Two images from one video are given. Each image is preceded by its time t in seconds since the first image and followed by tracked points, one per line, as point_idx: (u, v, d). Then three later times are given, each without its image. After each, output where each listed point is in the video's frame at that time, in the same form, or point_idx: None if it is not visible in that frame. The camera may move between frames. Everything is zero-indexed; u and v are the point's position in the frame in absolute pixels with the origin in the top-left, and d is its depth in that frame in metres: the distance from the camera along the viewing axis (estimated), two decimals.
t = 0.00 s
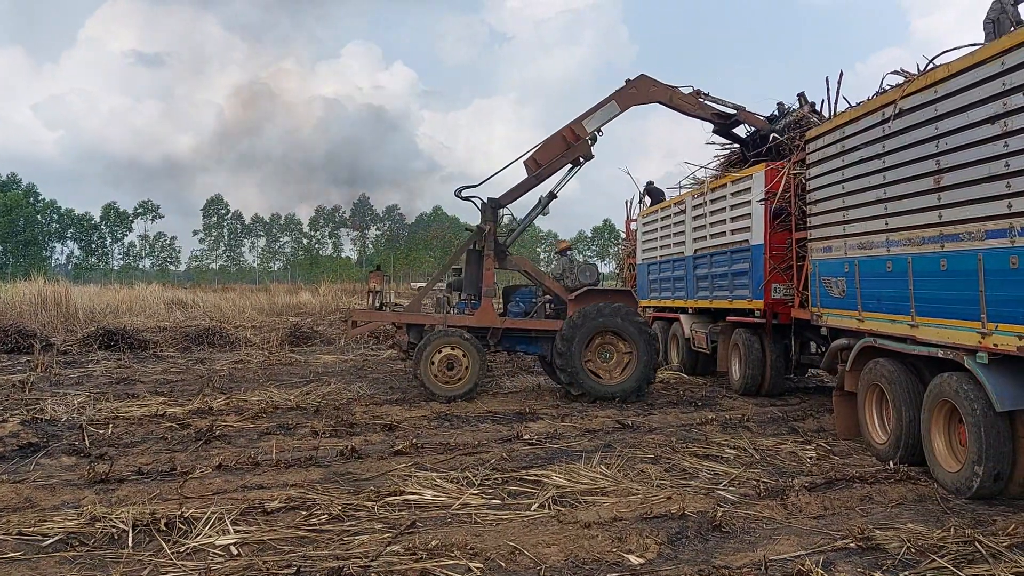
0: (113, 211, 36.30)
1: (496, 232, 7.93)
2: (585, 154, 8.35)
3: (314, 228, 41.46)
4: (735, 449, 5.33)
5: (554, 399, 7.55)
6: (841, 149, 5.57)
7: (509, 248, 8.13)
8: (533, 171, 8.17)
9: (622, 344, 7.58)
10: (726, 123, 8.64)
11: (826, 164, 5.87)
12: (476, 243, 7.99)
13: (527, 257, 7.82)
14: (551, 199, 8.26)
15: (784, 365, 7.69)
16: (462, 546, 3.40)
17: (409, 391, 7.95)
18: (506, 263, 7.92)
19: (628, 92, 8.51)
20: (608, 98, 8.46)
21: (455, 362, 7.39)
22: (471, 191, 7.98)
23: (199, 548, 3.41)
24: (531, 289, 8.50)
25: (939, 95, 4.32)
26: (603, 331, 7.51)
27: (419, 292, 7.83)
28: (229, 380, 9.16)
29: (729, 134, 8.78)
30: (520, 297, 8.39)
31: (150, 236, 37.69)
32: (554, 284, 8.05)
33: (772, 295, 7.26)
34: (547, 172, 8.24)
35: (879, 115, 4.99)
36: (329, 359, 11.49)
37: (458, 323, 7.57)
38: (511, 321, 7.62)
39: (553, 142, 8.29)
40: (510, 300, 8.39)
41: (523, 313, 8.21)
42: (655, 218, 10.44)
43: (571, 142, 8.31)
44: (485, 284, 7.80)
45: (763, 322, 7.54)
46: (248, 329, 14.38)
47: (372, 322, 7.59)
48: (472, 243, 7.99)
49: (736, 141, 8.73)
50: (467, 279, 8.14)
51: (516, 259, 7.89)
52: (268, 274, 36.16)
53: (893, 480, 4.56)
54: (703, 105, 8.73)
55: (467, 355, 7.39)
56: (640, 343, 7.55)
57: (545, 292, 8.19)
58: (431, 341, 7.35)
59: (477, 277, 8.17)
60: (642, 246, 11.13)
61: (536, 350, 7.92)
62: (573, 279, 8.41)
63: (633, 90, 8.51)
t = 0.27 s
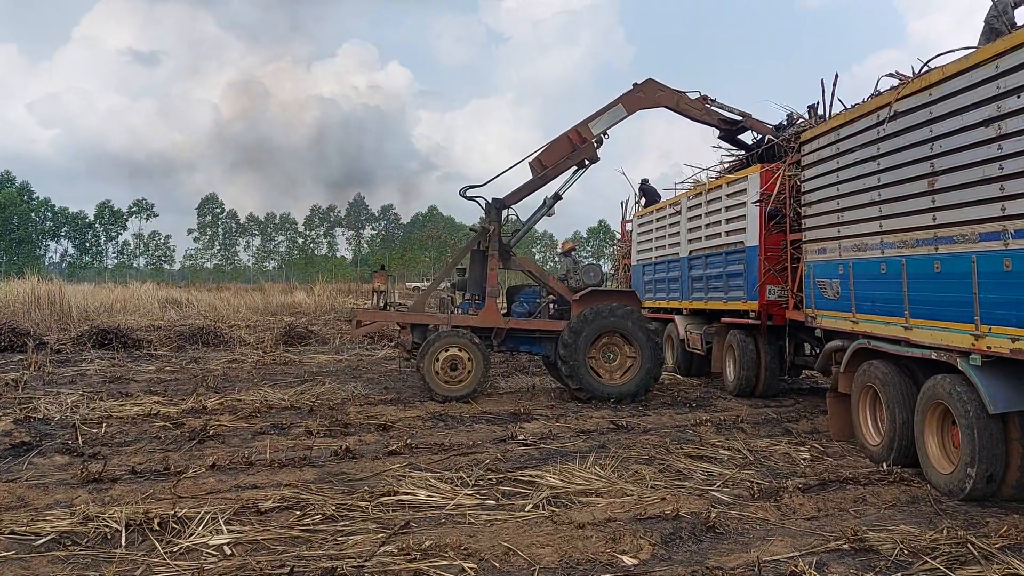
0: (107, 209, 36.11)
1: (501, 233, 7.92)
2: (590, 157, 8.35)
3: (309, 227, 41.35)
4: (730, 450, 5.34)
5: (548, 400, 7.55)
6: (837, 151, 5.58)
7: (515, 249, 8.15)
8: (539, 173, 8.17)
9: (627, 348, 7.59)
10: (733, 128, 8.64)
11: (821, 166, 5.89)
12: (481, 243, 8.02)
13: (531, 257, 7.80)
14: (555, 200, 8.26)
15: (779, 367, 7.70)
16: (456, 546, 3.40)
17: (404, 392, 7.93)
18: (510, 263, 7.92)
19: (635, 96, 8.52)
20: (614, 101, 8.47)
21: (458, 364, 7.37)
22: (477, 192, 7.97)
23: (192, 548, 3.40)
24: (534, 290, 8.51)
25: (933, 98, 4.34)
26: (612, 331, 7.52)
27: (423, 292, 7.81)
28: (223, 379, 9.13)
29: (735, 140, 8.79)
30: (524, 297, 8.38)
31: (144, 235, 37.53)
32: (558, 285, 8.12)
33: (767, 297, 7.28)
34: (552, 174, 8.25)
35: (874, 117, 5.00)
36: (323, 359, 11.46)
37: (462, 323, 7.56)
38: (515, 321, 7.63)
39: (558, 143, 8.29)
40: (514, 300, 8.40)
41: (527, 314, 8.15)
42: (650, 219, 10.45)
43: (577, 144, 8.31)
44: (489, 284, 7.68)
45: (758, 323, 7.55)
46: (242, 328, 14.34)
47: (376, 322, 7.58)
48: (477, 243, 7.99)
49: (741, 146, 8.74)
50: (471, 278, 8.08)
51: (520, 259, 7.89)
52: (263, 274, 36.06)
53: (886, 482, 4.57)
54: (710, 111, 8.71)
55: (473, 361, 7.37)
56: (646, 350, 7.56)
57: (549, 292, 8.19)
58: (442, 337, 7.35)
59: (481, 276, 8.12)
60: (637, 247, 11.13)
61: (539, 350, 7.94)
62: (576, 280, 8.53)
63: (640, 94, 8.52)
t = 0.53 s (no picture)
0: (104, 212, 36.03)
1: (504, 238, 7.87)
2: (591, 160, 8.35)
3: (307, 230, 41.31)
4: (726, 452, 5.34)
5: (545, 402, 7.54)
6: (832, 154, 5.60)
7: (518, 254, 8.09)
8: (541, 178, 8.18)
9: (636, 353, 7.62)
10: (733, 130, 8.65)
11: (817, 169, 5.90)
12: (484, 248, 7.92)
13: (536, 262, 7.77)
14: (558, 204, 8.25)
15: (775, 369, 7.71)
16: (452, 549, 3.39)
17: (400, 395, 7.92)
18: (515, 268, 7.87)
19: (634, 99, 8.54)
20: (614, 104, 8.48)
21: (467, 369, 7.35)
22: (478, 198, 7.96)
23: (187, 552, 3.38)
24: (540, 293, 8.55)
25: (928, 102, 4.35)
26: (626, 333, 7.58)
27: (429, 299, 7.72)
28: (220, 382, 9.10)
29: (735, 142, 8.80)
30: (529, 302, 8.43)
31: (141, 237, 37.45)
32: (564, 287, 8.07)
33: (763, 299, 7.29)
34: (554, 179, 8.26)
35: (869, 120, 5.02)
36: (321, 362, 11.44)
37: (469, 330, 7.52)
38: (522, 325, 7.59)
39: (559, 148, 8.30)
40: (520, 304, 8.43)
41: (533, 318, 8.20)
42: (647, 222, 10.47)
43: (578, 149, 8.32)
44: (495, 289, 7.65)
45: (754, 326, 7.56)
46: (239, 331, 14.32)
47: (383, 332, 7.47)
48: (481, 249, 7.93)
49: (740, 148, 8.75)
50: (476, 284, 8.01)
51: (525, 263, 7.85)
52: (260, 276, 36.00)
53: (882, 484, 4.58)
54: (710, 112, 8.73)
55: (483, 371, 7.35)
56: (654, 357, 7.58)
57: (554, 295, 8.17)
58: (462, 340, 7.36)
59: (486, 282, 8.04)
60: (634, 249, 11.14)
61: (547, 354, 7.91)
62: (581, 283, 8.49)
63: (639, 96, 8.53)
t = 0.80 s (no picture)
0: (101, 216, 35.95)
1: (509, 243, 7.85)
2: (595, 165, 8.36)
3: (304, 234, 41.28)
4: (723, 456, 5.34)
5: (543, 406, 7.53)
6: (828, 158, 5.62)
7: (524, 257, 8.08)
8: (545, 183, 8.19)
9: (645, 360, 7.65)
10: (735, 132, 8.67)
11: (813, 173, 5.92)
12: (490, 254, 7.91)
13: (542, 267, 7.73)
14: (563, 209, 8.26)
15: (772, 373, 7.72)
16: (448, 554, 3.38)
17: (397, 399, 7.90)
18: (520, 273, 7.84)
19: (637, 104, 8.55)
20: (617, 109, 8.49)
21: (477, 377, 7.33)
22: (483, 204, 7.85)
23: (183, 557, 3.37)
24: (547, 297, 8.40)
25: (923, 106, 4.37)
26: (641, 338, 7.60)
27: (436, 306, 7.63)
28: (216, 387, 9.08)
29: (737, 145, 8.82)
30: (535, 306, 8.25)
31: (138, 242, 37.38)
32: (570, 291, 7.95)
33: (760, 303, 7.30)
34: (558, 184, 8.27)
35: (865, 124, 5.04)
36: (318, 366, 11.42)
37: (477, 336, 7.51)
38: (530, 331, 7.60)
39: (563, 153, 8.31)
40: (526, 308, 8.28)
41: (540, 323, 8.04)
42: (644, 225, 10.48)
43: (581, 154, 8.33)
44: (502, 295, 7.62)
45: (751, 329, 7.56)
46: (236, 335, 14.29)
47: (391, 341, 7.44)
48: (487, 255, 7.89)
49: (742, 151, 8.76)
50: (482, 290, 7.98)
51: (531, 268, 7.79)
52: (257, 281, 35.95)
53: (878, 488, 4.58)
54: (712, 116, 8.76)
55: (494, 382, 7.33)
56: (662, 366, 7.60)
57: (561, 299, 8.07)
58: (483, 347, 7.36)
59: (493, 287, 8.01)
60: (631, 253, 11.15)
61: (556, 358, 7.90)
62: (586, 286, 8.43)
63: (642, 101, 8.55)
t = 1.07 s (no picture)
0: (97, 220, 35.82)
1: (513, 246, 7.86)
2: (600, 172, 8.35)
3: (300, 238, 41.23)
4: (720, 459, 5.34)
5: (539, 410, 7.53)
6: (824, 161, 5.63)
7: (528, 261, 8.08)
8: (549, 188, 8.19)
9: (649, 366, 7.61)
10: (741, 142, 8.68)
11: (809, 176, 5.93)
12: (495, 257, 7.89)
13: (547, 270, 7.74)
14: (568, 214, 8.27)
15: (769, 376, 7.72)
16: (445, 558, 3.37)
17: (394, 404, 7.89)
18: (525, 277, 7.84)
19: (645, 111, 8.57)
20: (625, 116, 8.51)
21: (481, 381, 7.28)
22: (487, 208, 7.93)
23: (179, 562, 3.35)
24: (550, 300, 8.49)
25: (917, 109, 4.39)
26: (649, 344, 7.56)
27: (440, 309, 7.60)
28: (212, 391, 9.05)
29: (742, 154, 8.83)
30: (539, 310, 8.36)
31: (135, 246, 37.28)
32: (574, 295, 8.03)
33: (756, 306, 7.31)
34: (563, 189, 8.27)
35: (860, 127, 5.05)
36: (314, 370, 11.40)
37: (481, 340, 7.47)
38: (534, 335, 7.58)
39: (569, 158, 8.31)
40: (530, 312, 8.38)
41: (544, 326, 8.18)
42: (641, 229, 10.50)
43: (587, 159, 8.33)
44: (505, 298, 7.64)
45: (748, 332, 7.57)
46: (232, 340, 14.25)
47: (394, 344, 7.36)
48: (491, 258, 7.88)
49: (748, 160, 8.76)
50: (486, 293, 7.91)
51: (536, 272, 7.80)
52: (254, 285, 35.89)
53: (874, 491, 4.58)
54: (718, 125, 8.76)
55: (497, 389, 7.28)
56: (665, 375, 7.56)
57: (564, 303, 8.14)
58: (492, 353, 7.31)
59: (497, 291, 7.94)
60: (627, 256, 11.17)
61: (558, 362, 7.88)
62: (592, 291, 8.35)
63: (650, 109, 8.57)
